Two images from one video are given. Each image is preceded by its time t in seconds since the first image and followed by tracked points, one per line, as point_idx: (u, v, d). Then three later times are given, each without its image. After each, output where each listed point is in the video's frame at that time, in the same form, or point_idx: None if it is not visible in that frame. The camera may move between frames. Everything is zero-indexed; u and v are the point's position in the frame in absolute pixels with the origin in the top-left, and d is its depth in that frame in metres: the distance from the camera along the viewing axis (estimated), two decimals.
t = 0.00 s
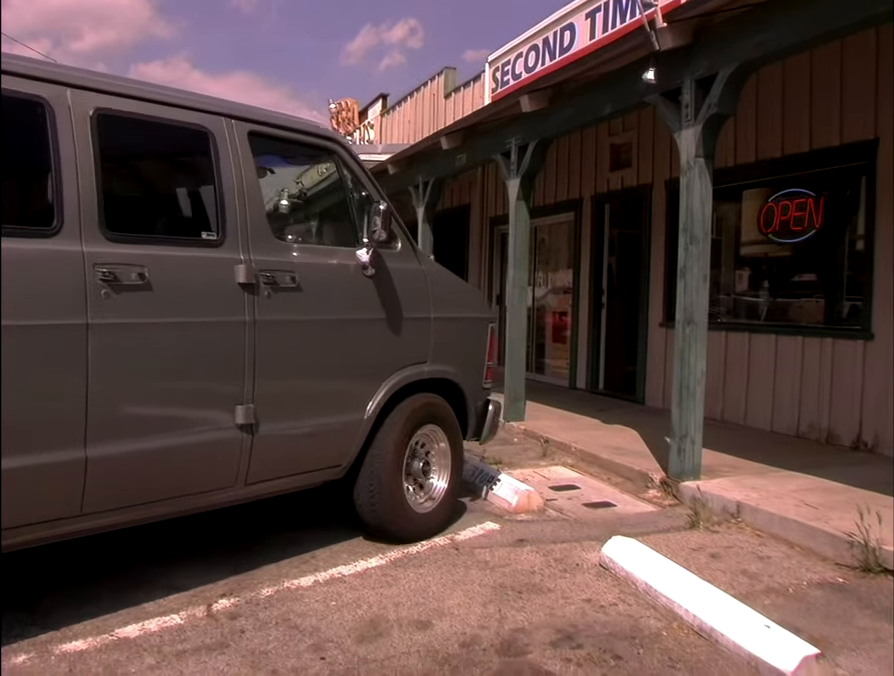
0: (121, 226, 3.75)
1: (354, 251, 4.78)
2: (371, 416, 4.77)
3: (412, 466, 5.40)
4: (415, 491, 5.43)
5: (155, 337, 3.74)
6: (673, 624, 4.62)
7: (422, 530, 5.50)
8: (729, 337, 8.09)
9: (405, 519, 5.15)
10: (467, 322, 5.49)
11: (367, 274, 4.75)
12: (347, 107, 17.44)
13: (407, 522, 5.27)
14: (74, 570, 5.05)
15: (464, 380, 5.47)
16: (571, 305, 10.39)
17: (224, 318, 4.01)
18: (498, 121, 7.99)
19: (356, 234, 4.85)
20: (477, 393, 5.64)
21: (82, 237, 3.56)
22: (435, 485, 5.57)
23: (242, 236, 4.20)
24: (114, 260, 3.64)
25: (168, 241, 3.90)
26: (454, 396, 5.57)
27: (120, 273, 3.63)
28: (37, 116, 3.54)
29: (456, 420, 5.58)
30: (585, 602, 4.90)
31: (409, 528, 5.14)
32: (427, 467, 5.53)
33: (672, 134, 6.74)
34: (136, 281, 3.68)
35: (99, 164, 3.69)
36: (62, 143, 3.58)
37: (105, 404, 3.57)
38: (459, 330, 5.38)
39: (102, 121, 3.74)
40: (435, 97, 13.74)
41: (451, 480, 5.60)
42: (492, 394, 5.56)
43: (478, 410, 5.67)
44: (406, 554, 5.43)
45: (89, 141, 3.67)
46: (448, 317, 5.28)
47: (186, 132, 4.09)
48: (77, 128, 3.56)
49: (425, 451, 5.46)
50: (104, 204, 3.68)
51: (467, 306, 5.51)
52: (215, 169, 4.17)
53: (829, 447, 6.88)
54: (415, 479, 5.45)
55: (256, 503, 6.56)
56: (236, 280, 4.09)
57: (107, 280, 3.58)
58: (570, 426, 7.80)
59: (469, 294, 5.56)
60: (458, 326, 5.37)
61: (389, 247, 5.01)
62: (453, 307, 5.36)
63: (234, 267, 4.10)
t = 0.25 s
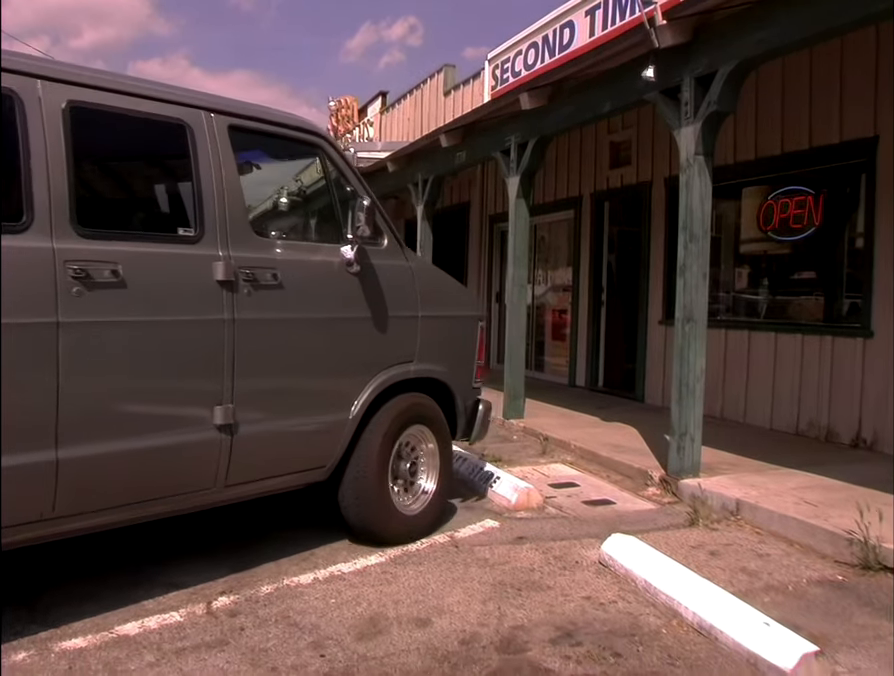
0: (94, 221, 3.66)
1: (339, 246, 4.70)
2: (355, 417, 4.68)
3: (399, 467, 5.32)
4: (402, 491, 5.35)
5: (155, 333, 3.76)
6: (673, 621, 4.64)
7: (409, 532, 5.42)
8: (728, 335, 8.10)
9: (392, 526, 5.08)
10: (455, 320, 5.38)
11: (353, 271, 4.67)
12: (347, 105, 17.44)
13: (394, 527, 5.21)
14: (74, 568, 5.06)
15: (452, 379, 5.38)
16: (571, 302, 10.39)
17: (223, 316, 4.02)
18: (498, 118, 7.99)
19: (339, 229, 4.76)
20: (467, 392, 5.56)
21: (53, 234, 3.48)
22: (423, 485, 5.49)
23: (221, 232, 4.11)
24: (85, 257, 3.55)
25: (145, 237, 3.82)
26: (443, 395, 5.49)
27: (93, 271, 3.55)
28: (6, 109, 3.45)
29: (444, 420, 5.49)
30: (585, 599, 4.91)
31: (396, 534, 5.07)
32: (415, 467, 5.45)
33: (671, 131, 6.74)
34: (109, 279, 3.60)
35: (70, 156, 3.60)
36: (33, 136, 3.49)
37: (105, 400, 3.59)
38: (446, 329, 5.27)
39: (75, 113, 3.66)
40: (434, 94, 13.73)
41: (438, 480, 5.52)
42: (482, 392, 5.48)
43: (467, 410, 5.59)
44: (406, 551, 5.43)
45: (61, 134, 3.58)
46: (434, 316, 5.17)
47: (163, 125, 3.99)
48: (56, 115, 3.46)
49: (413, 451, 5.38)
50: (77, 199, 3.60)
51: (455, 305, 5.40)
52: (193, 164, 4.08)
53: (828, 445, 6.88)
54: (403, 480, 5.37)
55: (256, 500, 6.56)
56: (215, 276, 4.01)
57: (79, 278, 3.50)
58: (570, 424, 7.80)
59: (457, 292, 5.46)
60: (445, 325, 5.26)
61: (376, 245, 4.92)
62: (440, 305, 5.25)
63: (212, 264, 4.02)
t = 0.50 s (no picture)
0: (56, 216, 3.54)
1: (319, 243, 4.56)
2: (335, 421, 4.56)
3: (383, 470, 5.18)
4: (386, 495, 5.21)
5: (154, 332, 3.76)
6: (672, 620, 4.65)
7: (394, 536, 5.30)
8: (728, 334, 8.09)
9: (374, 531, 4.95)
10: (440, 320, 5.23)
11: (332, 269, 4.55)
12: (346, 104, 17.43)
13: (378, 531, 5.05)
14: (74, 567, 5.06)
15: (439, 380, 5.24)
16: (571, 301, 10.38)
17: (224, 315, 4.03)
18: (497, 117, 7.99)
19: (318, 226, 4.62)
20: (454, 393, 5.40)
21: (14, 230, 3.36)
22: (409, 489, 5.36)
23: (194, 229, 4.00)
24: (48, 254, 3.44)
25: (113, 234, 3.71)
26: (428, 396, 5.34)
27: (56, 268, 3.44)
28: None
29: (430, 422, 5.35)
30: (584, 598, 4.92)
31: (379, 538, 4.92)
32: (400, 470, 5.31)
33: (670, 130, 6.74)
34: (74, 276, 3.49)
35: (34, 153, 3.48)
36: None
37: (105, 400, 3.60)
38: (431, 328, 5.13)
39: (39, 105, 3.53)
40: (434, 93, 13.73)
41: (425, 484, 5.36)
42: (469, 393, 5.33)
43: (454, 412, 5.42)
44: (405, 550, 5.44)
45: (23, 126, 3.46)
46: (419, 315, 5.04)
47: (133, 119, 3.88)
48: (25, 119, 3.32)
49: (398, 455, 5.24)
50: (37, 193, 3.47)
51: (440, 304, 5.26)
52: (165, 160, 3.97)
53: (828, 444, 6.88)
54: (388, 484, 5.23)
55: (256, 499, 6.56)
56: (186, 274, 3.90)
57: (42, 275, 3.40)
58: (570, 423, 7.80)
59: (443, 291, 5.31)
60: (430, 324, 5.12)
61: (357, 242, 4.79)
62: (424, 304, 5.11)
63: (184, 261, 3.91)
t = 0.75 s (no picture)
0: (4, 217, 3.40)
1: (292, 242, 4.41)
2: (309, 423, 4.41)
3: (361, 476, 5.03)
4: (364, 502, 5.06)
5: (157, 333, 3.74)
6: (672, 619, 4.67)
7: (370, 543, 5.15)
8: (728, 333, 8.09)
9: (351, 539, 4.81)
10: (422, 320, 5.08)
11: (307, 268, 4.40)
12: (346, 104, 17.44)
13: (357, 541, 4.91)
14: (74, 567, 5.06)
15: (421, 383, 5.08)
16: (570, 300, 10.38)
17: (229, 314, 4.02)
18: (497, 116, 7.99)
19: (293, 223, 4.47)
20: (436, 394, 5.25)
21: None
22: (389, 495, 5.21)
23: (158, 227, 3.85)
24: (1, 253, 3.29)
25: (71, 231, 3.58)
26: (409, 398, 5.19)
27: (9, 266, 3.30)
28: None
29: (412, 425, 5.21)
30: (584, 597, 4.93)
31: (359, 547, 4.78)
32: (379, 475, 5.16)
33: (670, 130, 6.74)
34: (28, 275, 3.34)
35: None
36: None
37: (107, 400, 3.59)
38: (413, 329, 4.98)
39: None
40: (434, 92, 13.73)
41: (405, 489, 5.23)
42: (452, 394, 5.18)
43: (437, 415, 5.28)
44: (405, 550, 5.45)
45: None
46: (399, 315, 4.89)
47: (95, 113, 3.74)
48: None
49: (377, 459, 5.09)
50: None
51: (422, 304, 5.11)
52: (129, 155, 3.82)
53: (828, 443, 6.88)
54: (365, 489, 5.08)
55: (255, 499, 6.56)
56: (151, 274, 3.74)
57: None
58: (569, 422, 7.80)
59: (425, 290, 5.16)
60: (411, 325, 4.97)
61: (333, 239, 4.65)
62: (405, 304, 4.96)
63: (147, 260, 3.75)
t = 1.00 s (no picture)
0: None
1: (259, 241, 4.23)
2: (279, 429, 4.24)
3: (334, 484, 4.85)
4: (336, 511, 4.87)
5: (159, 335, 3.73)
6: (672, 619, 4.69)
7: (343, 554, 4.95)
8: (728, 333, 8.09)
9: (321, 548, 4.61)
10: (399, 322, 4.92)
11: (275, 268, 4.22)
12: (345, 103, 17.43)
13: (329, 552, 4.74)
14: (73, 567, 5.07)
15: (397, 386, 4.92)
16: (570, 300, 10.38)
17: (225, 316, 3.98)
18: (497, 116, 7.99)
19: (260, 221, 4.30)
20: (416, 399, 5.09)
21: None
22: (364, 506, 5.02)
23: (114, 226, 3.68)
24: None
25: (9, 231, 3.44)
26: (386, 403, 5.03)
27: None
28: None
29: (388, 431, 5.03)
30: (584, 597, 4.94)
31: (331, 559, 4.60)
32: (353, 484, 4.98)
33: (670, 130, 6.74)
34: None
35: None
36: None
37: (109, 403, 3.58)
38: (388, 331, 4.81)
39: None
40: (433, 91, 13.72)
41: (381, 497, 5.06)
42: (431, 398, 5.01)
43: (416, 421, 5.12)
44: (404, 549, 5.46)
45: None
46: (374, 317, 4.72)
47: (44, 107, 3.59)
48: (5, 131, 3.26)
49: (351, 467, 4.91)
50: None
51: (399, 306, 4.94)
52: (80, 151, 3.67)
53: (827, 443, 6.88)
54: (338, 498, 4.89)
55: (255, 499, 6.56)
56: (104, 274, 3.56)
57: None
58: (569, 421, 7.80)
59: (403, 291, 5.00)
60: (386, 327, 4.80)
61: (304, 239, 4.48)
62: (381, 305, 4.79)
63: (101, 260, 3.57)
